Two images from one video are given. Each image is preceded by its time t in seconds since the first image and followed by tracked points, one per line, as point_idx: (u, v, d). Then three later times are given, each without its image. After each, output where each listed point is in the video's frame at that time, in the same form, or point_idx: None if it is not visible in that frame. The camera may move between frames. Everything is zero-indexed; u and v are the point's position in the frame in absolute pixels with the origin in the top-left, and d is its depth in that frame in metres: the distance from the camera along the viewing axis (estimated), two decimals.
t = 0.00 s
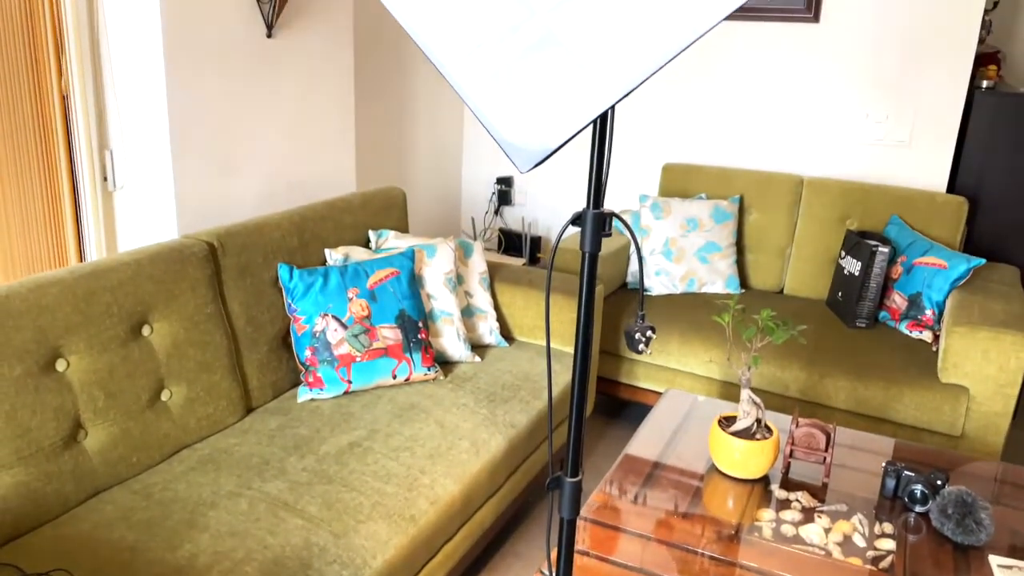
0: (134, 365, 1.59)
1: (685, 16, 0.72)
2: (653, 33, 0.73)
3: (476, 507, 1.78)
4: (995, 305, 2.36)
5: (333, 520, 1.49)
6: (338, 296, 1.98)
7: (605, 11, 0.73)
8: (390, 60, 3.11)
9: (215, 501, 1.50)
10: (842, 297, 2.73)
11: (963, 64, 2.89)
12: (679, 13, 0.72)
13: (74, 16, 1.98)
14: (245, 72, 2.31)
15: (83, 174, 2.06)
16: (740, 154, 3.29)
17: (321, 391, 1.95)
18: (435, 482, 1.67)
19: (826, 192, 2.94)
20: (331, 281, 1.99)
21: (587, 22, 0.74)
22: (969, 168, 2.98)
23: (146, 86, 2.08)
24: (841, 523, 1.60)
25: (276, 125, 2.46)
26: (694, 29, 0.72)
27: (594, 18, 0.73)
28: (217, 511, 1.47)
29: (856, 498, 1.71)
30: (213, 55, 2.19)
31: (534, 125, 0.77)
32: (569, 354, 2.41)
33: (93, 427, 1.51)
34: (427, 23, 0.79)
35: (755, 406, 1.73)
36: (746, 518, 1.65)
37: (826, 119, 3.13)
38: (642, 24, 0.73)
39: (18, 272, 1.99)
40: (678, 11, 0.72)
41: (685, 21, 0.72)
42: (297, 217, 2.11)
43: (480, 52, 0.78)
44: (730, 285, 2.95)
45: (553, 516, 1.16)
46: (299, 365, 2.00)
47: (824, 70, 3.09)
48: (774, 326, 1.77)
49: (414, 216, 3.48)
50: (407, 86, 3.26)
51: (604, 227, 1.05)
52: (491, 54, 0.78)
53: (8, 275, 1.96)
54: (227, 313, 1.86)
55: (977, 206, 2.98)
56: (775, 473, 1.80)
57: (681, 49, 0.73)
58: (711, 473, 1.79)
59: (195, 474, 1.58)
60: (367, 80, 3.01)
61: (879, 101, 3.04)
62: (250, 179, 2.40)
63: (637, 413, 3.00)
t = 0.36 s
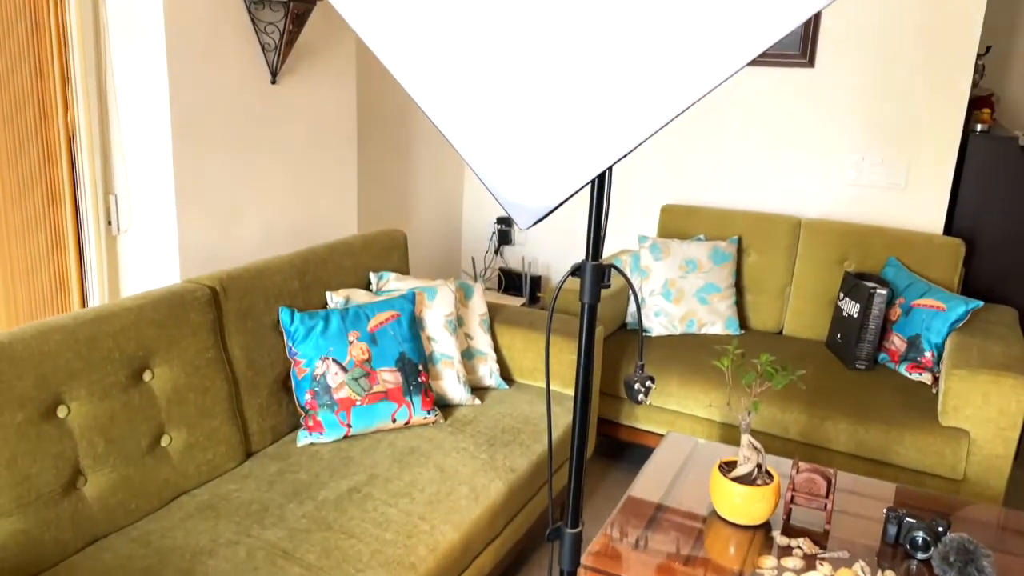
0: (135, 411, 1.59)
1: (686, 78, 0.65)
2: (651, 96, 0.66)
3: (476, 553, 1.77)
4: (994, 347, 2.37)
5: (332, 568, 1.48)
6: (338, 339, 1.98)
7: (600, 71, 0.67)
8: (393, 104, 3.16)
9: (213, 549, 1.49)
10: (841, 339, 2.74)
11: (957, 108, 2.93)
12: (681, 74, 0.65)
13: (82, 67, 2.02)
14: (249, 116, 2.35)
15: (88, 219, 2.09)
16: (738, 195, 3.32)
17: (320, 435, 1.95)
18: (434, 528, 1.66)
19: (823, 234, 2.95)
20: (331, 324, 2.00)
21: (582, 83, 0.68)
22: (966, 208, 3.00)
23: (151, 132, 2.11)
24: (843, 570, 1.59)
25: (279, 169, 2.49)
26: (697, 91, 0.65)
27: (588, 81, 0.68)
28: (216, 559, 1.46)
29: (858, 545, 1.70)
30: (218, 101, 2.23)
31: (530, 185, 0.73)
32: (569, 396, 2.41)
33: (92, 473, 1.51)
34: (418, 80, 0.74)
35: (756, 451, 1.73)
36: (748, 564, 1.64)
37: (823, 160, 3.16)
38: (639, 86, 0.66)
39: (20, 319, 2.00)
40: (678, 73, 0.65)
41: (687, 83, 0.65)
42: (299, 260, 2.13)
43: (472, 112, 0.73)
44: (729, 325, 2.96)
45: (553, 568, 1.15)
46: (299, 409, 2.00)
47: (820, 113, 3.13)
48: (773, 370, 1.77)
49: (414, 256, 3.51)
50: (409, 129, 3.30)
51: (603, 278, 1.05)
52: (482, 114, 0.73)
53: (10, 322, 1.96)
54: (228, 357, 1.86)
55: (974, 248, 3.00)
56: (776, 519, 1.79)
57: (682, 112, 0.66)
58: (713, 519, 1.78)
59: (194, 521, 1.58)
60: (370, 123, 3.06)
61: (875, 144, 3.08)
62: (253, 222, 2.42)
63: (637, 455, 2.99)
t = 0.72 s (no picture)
0: (132, 454, 1.59)
1: (697, 118, 0.54)
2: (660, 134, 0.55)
3: None
4: (992, 387, 2.36)
5: None
6: (336, 380, 1.98)
7: (597, 109, 0.57)
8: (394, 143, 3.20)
9: None
10: (840, 377, 2.74)
11: (951, 149, 2.96)
12: (691, 114, 0.54)
13: (85, 112, 2.06)
14: (251, 158, 2.37)
15: (89, 260, 2.11)
16: (735, 233, 3.35)
17: (318, 477, 1.94)
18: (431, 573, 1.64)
19: (820, 272, 2.97)
20: (330, 364, 2.00)
21: (577, 121, 0.58)
22: (962, 246, 3.02)
23: (153, 174, 2.13)
24: None
25: (279, 209, 2.51)
26: (712, 131, 0.54)
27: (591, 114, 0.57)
28: None
29: None
30: (219, 144, 2.26)
31: (522, 236, 0.63)
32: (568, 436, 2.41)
33: (88, 517, 1.50)
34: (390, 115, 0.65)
35: (755, 493, 1.72)
36: None
37: (819, 200, 3.19)
38: (643, 127, 0.56)
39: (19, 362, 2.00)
40: (688, 112, 0.54)
41: (699, 124, 0.54)
42: (298, 300, 2.14)
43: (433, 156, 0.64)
44: (727, 363, 2.96)
45: None
46: (297, 450, 2.00)
47: (816, 153, 3.16)
48: (771, 412, 1.78)
49: (414, 294, 3.53)
50: (410, 168, 3.34)
51: (598, 325, 1.01)
52: (464, 155, 0.63)
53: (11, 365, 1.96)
54: (226, 399, 1.86)
55: (971, 286, 3.01)
56: (776, 562, 1.78)
57: (695, 156, 0.55)
58: (712, 562, 1.77)
59: (190, 565, 1.57)
60: (371, 162, 3.09)
61: (870, 183, 3.11)
62: (253, 262, 2.44)
63: (637, 494, 2.98)
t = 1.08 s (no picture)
0: (128, 500, 1.58)
1: (689, 178, 0.55)
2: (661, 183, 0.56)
3: None
4: (991, 428, 2.36)
5: None
6: (334, 424, 1.98)
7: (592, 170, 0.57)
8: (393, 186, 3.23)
9: None
10: (839, 418, 2.74)
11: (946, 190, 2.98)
12: (683, 175, 0.55)
13: (88, 158, 2.08)
14: (251, 202, 2.40)
15: (88, 305, 2.12)
16: (733, 273, 3.36)
17: (314, 522, 1.93)
18: None
19: (817, 312, 2.98)
20: (327, 408, 1.99)
21: (571, 181, 0.58)
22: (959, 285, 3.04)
23: (153, 218, 2.15)
24: None
25: (279, 252, 2.53)
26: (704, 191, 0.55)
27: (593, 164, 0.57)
28: None
29: None
30: (219, 187, 2.28)
31: (515, 290, 0.63)
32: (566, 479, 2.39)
33: (83, 564, 1.49)
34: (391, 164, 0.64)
35: (754, 538, 1.71)
36: None
37: (815, 240, 3.21)
38: (637, 187, 0.56)
39: (17, 409, 2.00)
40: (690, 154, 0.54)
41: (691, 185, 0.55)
42: (296, 343, 2.14)
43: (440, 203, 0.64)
44: (726, 404, 2.96)
45: None
46: (294, 495, 1.99)
47: (811, 195, 3.19)
48: (768, 457, 1.77)
49: (413, 335, 3.53)
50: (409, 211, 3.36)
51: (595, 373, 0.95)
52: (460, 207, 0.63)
53: (9, 409, 1.98)
54: (223, 443, 1.86)
55: (968, 325, 3.02)
56: None
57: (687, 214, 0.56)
58: None
59: None
60: (371, 205, 3.12)
61: (866, 224, 3.13)
62: (252, 305, 2.45)
63: (637, 536, 2.95)
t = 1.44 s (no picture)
0: (125, 553, 1.57)
1: (672, 253, 0.60)
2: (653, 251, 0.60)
3: None
4: (990, 474, 2.35)
5: None
6: (332, 472, 1.97)
7: (581, 244, 0.62)
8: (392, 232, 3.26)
9: None
10: (838, 463, 2.73)
11: (941, 235, 3.01)
12: (663, 251, 0.60)
13: (90, 209, 2.11)
14: (251, 250, 2.42)
15: (88, 354, 2.13)
16: (731, 316, 3.38)
17: (312, 572, 1.92)
18: None
19: (814, 356, 2.99)
20: (325, 456, 1.99)
21: (560, 254, 0.63)
22: (955, 329, 3.05)
23: (154, 267, 2.16)
24: None
25: (278, 300, 2.55)
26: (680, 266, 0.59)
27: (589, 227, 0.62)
28: None
29: None
30: (221, 235, 2.30)
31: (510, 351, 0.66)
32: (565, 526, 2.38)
33: None
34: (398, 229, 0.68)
35: None
36: None
37: (812, 284, 3.23)
38: (621, 260, 0.61)
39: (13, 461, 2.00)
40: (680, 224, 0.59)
41: (670, 259, 0.60)
42: (295, 391, 2.15)
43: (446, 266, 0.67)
44: (726, 448, 2.95)
45: None
46: (291, 544, 1.97)
47: (807, 238, 3.22)
48: (768, 506, 1.77)
49: (413, 380, 3.53)
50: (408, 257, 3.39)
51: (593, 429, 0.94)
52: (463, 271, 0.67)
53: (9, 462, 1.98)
54: (221, 493, 1.86)
55: (966, 368, 3.03)
56: None
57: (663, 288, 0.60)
58: None
59: None
60: (370, 251, 3.15)
61: (862, 267, 3.15)
62: (251, 353, 2.45)
63: None
